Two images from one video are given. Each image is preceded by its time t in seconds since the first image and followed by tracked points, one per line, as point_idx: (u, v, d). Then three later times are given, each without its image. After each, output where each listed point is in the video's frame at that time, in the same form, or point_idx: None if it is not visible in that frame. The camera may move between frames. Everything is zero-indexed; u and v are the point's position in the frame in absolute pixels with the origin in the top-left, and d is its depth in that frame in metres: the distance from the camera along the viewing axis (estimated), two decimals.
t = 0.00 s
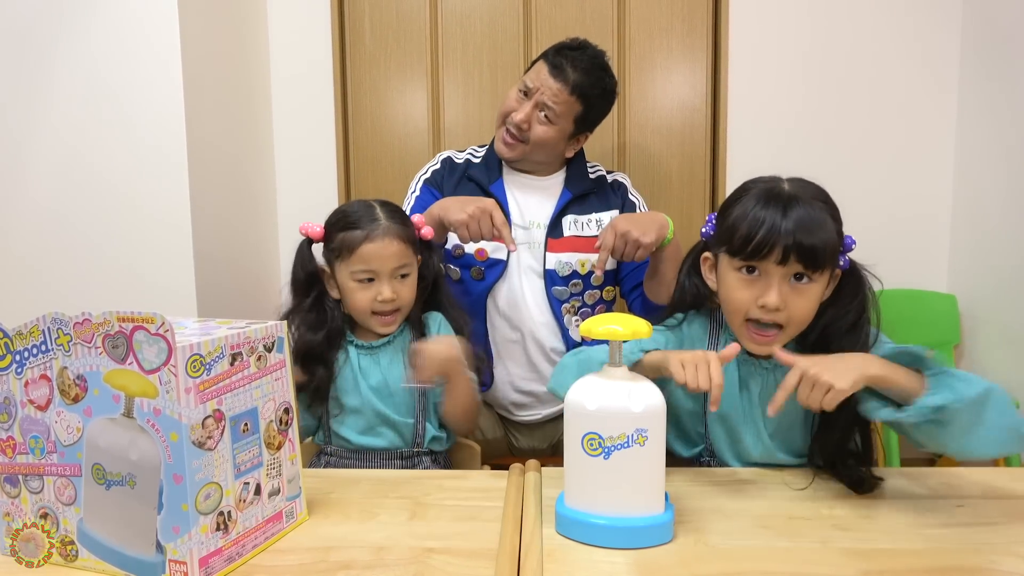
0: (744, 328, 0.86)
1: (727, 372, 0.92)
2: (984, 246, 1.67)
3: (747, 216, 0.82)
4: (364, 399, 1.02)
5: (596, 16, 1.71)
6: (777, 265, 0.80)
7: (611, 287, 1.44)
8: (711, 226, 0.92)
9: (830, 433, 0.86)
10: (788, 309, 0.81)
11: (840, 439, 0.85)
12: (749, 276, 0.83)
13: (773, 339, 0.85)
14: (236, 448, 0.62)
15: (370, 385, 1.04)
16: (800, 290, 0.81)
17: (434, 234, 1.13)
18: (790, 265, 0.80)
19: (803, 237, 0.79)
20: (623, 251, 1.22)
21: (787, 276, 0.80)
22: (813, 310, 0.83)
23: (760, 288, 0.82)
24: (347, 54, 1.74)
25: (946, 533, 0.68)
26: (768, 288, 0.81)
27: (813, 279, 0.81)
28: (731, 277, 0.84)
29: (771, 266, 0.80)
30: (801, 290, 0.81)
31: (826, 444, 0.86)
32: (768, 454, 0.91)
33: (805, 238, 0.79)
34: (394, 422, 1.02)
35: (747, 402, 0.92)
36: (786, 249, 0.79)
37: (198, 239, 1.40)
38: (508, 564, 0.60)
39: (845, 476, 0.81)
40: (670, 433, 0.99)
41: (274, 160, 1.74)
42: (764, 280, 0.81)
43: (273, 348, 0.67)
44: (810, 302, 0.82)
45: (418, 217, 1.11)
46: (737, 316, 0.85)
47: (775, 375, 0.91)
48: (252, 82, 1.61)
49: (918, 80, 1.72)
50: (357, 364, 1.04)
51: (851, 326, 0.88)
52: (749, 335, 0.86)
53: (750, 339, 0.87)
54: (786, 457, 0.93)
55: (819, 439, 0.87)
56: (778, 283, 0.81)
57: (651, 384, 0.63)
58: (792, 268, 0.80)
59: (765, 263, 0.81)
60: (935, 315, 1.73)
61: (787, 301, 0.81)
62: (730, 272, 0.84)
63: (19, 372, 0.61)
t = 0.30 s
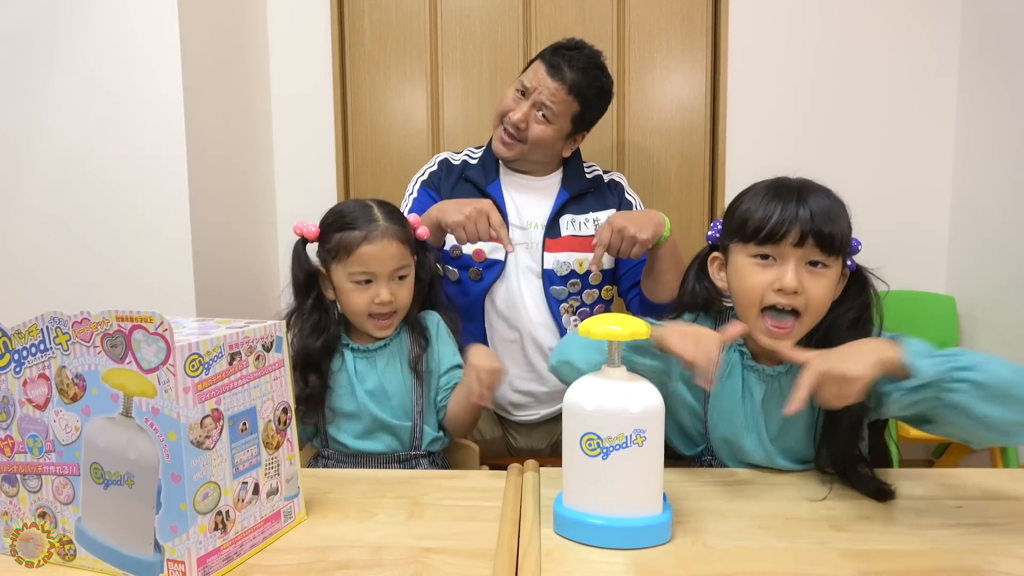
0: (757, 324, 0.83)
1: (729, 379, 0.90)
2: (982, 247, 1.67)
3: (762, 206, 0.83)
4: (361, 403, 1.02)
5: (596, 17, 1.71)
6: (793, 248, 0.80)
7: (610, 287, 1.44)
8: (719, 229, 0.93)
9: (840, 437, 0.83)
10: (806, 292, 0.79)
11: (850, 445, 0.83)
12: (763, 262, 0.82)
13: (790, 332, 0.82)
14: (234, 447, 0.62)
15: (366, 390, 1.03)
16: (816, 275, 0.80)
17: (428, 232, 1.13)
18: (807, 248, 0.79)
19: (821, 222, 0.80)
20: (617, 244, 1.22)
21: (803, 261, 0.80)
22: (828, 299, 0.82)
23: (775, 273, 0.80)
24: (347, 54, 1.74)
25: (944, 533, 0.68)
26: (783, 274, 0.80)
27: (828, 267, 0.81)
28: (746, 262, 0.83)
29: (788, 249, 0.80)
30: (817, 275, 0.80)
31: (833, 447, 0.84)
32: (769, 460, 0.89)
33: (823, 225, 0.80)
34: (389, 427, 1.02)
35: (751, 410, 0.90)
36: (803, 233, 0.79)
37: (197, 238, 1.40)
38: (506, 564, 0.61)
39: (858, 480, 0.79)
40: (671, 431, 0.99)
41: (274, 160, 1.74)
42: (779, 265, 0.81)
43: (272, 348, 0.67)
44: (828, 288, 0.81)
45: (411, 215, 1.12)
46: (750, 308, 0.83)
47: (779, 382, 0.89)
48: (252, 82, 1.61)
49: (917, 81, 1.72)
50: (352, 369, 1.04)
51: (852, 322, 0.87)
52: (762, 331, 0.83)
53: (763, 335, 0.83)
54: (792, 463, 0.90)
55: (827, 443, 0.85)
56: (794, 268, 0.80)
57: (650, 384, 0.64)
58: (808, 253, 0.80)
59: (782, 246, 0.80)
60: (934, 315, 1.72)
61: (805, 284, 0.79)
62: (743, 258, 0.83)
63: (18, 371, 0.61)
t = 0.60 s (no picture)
0: (766, 318, 0.81)
1: (733, 384, 0.89)
2: (982, 247, 1.67)
3: (767, 203, 0.83)
4: (358, 409, 1.02)
5: (596, 17, 1.71)
6: (802, 236, 0.79)
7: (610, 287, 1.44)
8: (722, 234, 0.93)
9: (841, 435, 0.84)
10: (816, 281, 0.79)
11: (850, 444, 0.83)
12: (771, 252, 0.81)
13: (800, 326, 0.80)
14: (233, 448, 0.61)
15: (363, 394, 1.03)
16: (825, 265, 0.79)
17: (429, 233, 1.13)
18: (815, 238, 0.79)
19: (831, 218, 0.80)
20: (611, 225, 1.20)
21: (813, 249, 0.80)
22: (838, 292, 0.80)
23: (787, 261, 0.79)
24: (346, 54, 1.74)
25: (944, 534, 0.67)
26: (795, 260, 0.79)
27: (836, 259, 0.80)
28: (753, 253, 0.82)
29: (796, 238, 0.80)
30: (826, 265, 0.79)
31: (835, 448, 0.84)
32: (772, 465, 0.87)
33: (834, 220, 0.80)
34: (389, 431, 1.02)
35: (753, 415, 0.89)
36: (814, 222, 0.79)
37: (196, 238, 1.40)
38: (505, 564, 0.61)
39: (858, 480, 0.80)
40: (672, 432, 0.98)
41: (274, 160, 1.74)
42: (788, 253, 0.80)
43: (271, 348, 0.66)
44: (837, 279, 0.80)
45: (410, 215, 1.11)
46: (759, 303, 0.81)
47: (783, 386, 0.89)
48: (251, 82, 1.61)
49: (917, 81, 1.72)
50: (351, 375, 1.04)
51: (858, 326, 0.87)
52: (772, 327, 0.80)
53: (773, 330, 0.81)
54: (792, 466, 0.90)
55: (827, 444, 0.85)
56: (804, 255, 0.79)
57: (649, 385, 0.63)
58: (816, 243, 0.80)
59: (789, 236, 0.80)
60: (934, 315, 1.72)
61: (815, 273, 0.78)
62: (750, 249, 0.83)
63: (16, 372, 0.61)
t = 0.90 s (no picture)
0: (759, 299, 0.79)
1: (729, 395, 0.89)
2: (981, 248, 1.67)
3: (757, 204, 0.83)
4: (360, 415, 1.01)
5: (596, 17, 1.72)
6: (791, 235, 0.80)
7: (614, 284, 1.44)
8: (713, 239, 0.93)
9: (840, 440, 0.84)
10: (805, 281, 0.77)
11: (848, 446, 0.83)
12: (760, 251, 0.81)
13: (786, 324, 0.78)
14: (232, 448, 0.61)
15: (367, 400, 1.03)
16: (815, 264, 0.78)
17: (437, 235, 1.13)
18: (805, 237, 0.79)
19: (820, 220, 0.80)
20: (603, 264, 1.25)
21: (802, 249, 0.79)
22: (828, 294, 0.79)
23: (775, 260, 0.79)
24: (347, 54, 1.74)
25: (942, 535, 0.68)
26: (783, 259, 0.78)
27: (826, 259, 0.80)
28: (742, 252, 0.82)
29: (785, 237, 0.80)
30: (816, 265, 0.78)
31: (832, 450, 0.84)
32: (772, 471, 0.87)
33: (823, 222, 0.80)
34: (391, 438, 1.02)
35: (751, 426, 0.88)
36: (802, 222, 0.80)
37: (196, 237, 1.40)
38: (505, 564, 0.61)
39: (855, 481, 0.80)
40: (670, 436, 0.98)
41: (274, 159, 1.74)
42: (777, 253, 0.80)
43: (271, 348, 0.66)
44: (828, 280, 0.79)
45: (416, 216, 1.12)
46: (750, 287, 0.80)
47: (779, 395, 0.88)
48: (252, 81, 1.61)
49: (917, 83, 1.72)
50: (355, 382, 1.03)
51: (855, 331, 0.87)
52: (766, 305, 0.78)
53: (767, 308, 0.78)
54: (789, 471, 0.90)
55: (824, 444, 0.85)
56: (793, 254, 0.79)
57: (648, 385, 0.63)
58: (806, 242, 0.79)
59: (778, 235, 0.80)
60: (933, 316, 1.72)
61: (804, 271, 0.78)
62: (740, 249, 0.83)
63: (16, 370, 0.61)
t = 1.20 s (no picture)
0: (790, 305, 0.78)
1: (768, 394, 0.86)
2: (989, 252, 1.66)
3: (771, 206, 0.82)
4: (368, 431, 1.01)
5: (603, 18, 1.71)
6: (808, 240, 0.78)
7: (622, 286, 1.44)
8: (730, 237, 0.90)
9: (851, 429, 0.85)
10: (827, 282, 0.78)
11: (861, 437, 0.84)
12: (780, 258, 0.80)
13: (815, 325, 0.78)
14: (238, 449, 0.62)
15: (377, 416, 1.02)
16: (836, 265, 0.78)
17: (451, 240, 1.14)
18: (821, 239, 0.78)
19: (831, 216, 0.79)
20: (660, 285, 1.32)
21: (820, 251, 0.78)
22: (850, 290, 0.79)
23: (794, 266, 0.79)
24: (354, 53, 1.74)
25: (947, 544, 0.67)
26: (804, 265, 0.78)
27: (844, 256, 0.79)
28: (762, 261, 0.81)
29: (803, 243, 0.78)
30: (836, 265, 0.78)
31: (844, 439, 0.85)
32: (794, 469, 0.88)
33: (834, 218, 0.79)
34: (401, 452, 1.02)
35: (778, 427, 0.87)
36: (816, 225, 0.78)
37: (203, 235, 1.41)
38: (509, 568, 0.60)
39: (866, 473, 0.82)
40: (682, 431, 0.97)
41: (280, 157, 1.74)
42: (797, 258, 0.79)
43: (277, 349, 0.67)
44: (847, 277, 0.79)
45: (431, 220, 1.13)
46: (777, 296, 0.79)
47: (814, 388, 0.87)
48: (259, 79, 1.61)
49: (926, 86, 1.71)
50: (366, 396, 1.02)
51: (870, 312, 0.87)
52: (798, 310, 0.78)
53: (800, 315, 0.78)
54: (813, 472, 0.89)
55: (836, 433, 0.87)
56: (812, 258, 0.78)
57: (654, 390, 0.63)
58: (824, 244, 0.78)
59: (795, 242, 0.79)
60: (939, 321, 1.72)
61: (826, 273, 0.78)
62: (759, 259, 0.82)
63: (23, 370, 0.61)
